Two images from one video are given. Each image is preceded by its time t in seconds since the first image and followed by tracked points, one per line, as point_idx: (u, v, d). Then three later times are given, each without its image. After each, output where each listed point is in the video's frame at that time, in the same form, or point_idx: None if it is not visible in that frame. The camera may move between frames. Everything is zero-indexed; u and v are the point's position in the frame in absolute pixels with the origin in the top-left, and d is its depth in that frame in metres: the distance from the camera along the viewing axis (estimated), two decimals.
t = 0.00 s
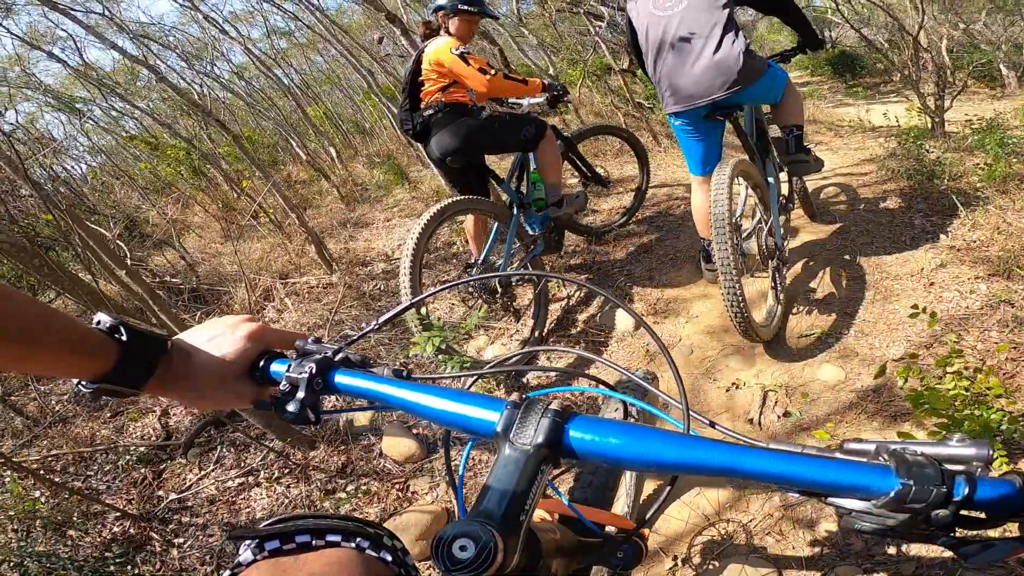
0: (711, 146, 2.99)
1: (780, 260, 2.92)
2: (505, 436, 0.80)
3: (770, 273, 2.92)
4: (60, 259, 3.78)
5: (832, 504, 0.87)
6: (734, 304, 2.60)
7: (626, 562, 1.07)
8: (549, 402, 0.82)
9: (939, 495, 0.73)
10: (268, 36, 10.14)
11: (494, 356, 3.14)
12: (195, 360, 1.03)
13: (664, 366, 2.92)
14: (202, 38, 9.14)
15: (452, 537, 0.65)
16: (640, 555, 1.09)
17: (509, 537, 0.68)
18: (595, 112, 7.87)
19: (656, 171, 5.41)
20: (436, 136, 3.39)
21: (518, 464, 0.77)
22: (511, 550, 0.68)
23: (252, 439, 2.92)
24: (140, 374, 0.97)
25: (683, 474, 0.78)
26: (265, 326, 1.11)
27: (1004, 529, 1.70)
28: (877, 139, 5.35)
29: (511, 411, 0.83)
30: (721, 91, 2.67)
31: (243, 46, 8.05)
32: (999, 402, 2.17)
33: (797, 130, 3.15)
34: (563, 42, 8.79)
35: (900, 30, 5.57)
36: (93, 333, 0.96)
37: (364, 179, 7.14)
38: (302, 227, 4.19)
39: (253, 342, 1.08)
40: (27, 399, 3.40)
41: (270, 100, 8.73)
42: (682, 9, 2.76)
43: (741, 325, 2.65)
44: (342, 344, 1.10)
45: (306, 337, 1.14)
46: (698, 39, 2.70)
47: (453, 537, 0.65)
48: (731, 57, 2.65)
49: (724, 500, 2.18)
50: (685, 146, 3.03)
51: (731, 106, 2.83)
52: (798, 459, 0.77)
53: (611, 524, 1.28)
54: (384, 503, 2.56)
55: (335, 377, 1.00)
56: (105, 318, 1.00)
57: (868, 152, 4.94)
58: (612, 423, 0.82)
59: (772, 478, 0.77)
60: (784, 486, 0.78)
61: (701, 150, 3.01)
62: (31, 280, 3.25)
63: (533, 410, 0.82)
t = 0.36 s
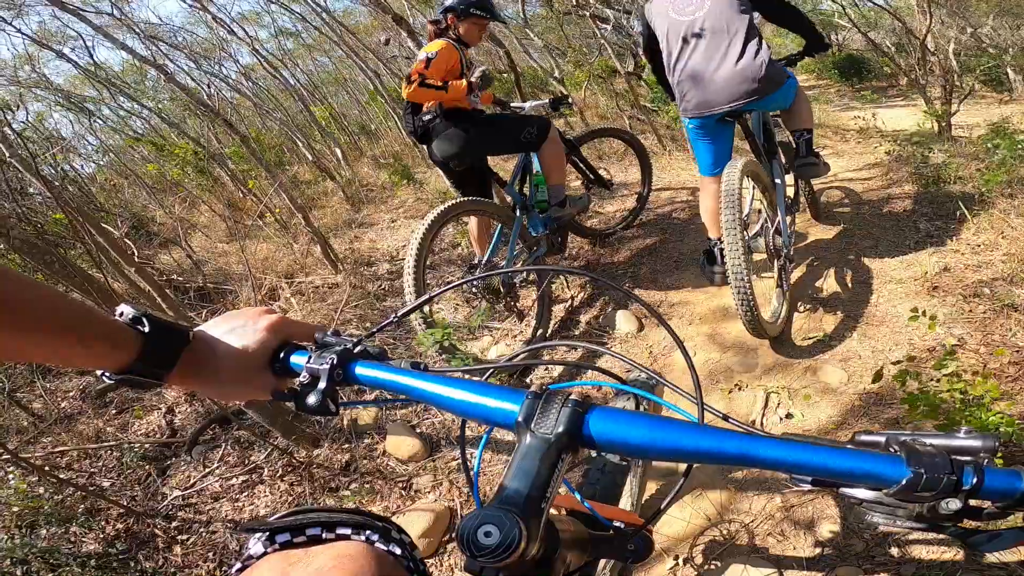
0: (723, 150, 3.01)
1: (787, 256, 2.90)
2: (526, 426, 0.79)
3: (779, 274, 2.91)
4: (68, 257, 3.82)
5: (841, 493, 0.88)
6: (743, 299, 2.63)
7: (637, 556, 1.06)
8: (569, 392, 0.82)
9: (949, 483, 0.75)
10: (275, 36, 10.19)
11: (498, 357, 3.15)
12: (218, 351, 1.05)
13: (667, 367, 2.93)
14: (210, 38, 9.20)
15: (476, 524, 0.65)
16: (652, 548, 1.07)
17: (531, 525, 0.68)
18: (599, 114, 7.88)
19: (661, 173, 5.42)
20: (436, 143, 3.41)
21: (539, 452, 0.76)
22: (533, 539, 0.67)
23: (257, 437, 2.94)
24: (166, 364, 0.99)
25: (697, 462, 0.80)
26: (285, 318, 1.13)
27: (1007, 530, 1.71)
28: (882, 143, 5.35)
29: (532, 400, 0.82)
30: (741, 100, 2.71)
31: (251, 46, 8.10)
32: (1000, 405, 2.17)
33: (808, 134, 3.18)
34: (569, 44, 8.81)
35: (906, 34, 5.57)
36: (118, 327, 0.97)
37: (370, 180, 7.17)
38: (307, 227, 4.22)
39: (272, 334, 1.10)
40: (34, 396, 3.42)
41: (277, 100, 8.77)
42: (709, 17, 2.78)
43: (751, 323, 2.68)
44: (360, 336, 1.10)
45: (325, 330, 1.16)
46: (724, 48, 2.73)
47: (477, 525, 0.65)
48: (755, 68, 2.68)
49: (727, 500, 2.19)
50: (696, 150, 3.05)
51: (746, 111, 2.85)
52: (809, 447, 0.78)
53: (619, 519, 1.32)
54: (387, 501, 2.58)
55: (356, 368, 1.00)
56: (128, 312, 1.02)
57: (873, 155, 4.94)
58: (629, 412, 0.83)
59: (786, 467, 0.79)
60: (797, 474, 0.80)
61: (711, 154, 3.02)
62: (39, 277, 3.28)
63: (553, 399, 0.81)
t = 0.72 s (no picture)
0: (728, 150, 2.90)
1: (790, 259, 2.96)
2: (533, 427, 0.79)
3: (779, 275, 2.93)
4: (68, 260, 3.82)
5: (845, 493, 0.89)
6: (748, 299, 2.66)
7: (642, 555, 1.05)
8: (575, 394, 0.82)
9: (955, 482, 0.76)
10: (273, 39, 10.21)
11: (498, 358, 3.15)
12: (221, 352, 1.05)
13: (667, 367, 2.94)
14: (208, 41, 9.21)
15: (485, 525, 0.66)
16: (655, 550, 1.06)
17: (539, 526, 0.68)
18: (598, 115, 7.88)
19: (660, 174, 5.43)
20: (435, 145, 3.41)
21: (547, 453, 0.76)
22: (541, 539, 0.68)
23: (257, 439, 2.94)
24: (170, 366, 1.00)
25: (701, 462, 0.81)
26: (290, 319, 1.12)
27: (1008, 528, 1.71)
28: (880, 142, 5.36)
29: (538, 402, 0.82)
30: (759, 107, 2.70)
31: (249, 49, 8.11)
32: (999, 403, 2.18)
33: (815, 137, 3.19)
34: (567, 45, 8.83)
35: (904, 34, 5.58)
36: (122, 328, 0.98)
37: (369, 181, 7.18)
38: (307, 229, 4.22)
39: (277, 334, 1.09)
40: (35, 399, 3.43)
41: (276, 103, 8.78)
42: (726, 19, 2.73)
43: (752, 322, 2.70)
44: (366, 338, 1.10)
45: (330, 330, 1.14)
46: (743, 52, 2.69)
47: (486, 526, 0.66)
48: (772, 75, 2.68)
49: (727, 499, 2.20)
50: (701, 151, 2.95)
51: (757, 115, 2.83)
52: (814, 445, 0.78)
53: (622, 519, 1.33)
54: (388, 502, 2.58)
55: (362, 369, 1.00)
56: (132, 312, 1.03)
57: (871, 154, 4.95)
58: (633, 413, 0.83)
59: (792, 466, 0.79)
60: (802, 473, 0.80)
61: (717, 155, 2.92)
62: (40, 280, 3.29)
63: (560, 400, 0.81)
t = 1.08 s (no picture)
0: (731, 150, 2.90)
1: (792, 256, 2.95)
2: (530, 434, 0.78)
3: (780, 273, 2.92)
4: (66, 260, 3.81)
5: (848, 500, 0.87)
6: (749, 297, 2.65)
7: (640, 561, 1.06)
8: (573, 400, 0.81)
9: (963, 491, 0.74)
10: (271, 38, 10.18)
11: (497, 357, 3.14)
12: (212, 356, 1.04)
13: (665, 366, 2.93)
14: (206, 41, 9.18)
15: (481, 536, 0.65)
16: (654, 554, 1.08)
17: (537, 536, 0.67)
18: (597, 113, 7.87)
19: (658, 172, 5.42)
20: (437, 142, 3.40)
21: (545, 462, 0.75)
22: (540, 550, 0.67)
23: (256, 439, 2.93)
24: (159, 370, 0.99)
25: (701, 470, 0.79)
26: (282, 322, 1.11)
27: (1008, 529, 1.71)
28: (879, 140, 5.35)
29: (536, 408, 0.81)
30: (765, 104, 2.68)
31: (247, 48, 8.09)
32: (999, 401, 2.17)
33: (818, 135, 3.18)
34: (566, 43, 8.81)
35: (903, 30, 5.57)
36: (108, 332, 0.97)
37: (367, 180, 7.17)
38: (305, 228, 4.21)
39: (268, 338, 1.08)
40: (34, 400, 3.42)
41: (274, 102, 8.76)
42: (735, 18, 2.71)
43: (754, 320, 2.69)
44: (359, 341, 1.09)
45: (323, 333, 1.14)
46: (753, 50, 2.66)
47: (483, 538, 0.65)
48: (780, 73, 2.67)
49: (727, 499, 2.19)
50: (703, 149, 2.95)
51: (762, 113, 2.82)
52: (813, 453, 0.77)
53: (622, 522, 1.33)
54: (387, 502, 2.57)
55: (356, 375, 0.99)
56: (120, 317, 1.02)
57: (871, 152, 4.94)
58: (632, 419, 0.82)
59: (795, 475, 0.78)
60: (802, 481, 0.79)
61: (719, 154, 2.92)
62: (37, 281, 3.27)
63: (558, 406, 0.80)
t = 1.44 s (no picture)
0: (731, 149, 2.90)
1: (791, 257, 2.94)
2: (526, 440, 0.78)
3: (779, 274, 2.93)
4: (64, 260, 3.80)
5: (843, 504, 0.86)
6: (748, 298, 2.65)
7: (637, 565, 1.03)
8: (569, 405, 0.80)
9: (960, 498, 0.73)
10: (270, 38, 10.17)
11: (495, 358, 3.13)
12: (205, 361, 1.03)
13: (663, 367, 2.93)
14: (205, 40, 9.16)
15: (475, 543, 0.64)
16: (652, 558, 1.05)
17: (532, 543, 0.67)
18: (596, 113, 7.87)
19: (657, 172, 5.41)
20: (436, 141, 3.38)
21: (540, 468, 0.74)
22: (534, 557, 0.66)
23: (255, 440, 2.93)
24: (151, 376, 0.99)
25: (699, 476, 0.79)
26: (276, 325, 1.11)
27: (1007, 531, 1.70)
28: (878, 140, 5.35)
29: (532, 414, 0.81)
30: (766, 104, 2.67)
31: (246, 48, 8.08)
32: (997, 402, 2.17)
33: (817, 135, 3.17)
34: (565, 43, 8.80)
35: (901, 30, 5.57)
36: (100, 336, 0.96)
37: (366, 180, 7.16)
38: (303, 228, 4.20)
39: (263, 342, 1.07)
40: (32, 400, 3.41)
41: (273, 102, 8.75)
42: (737, 18, 2.71)
43: (752, 321, 2.69)
44: (354, 344, 1.09)
45: (317, 337, 1.13)
46: (754, 50, 2.66)
47: (477, 544, 0.64)
48: (782, 73, 2.66)
49: (725, 500, 2.18)
50: (703, 148, 2.94)
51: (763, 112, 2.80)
52: (811, 459, 0.77)
53: (619, 525, 1.33)
54: (385, 503, 2.57)
55: (350, 379, 0.99)
56: (111, 320, 1.00)
57: (870, 152, 4.94)
58: (629, 425, 0.81)
59: (793, 481, 0.77)
60: (800, 488, 0.79)
61: (719, 152, 2.91)
62: (34, 282, 3.27)
63: (554, 412, 0.80)
